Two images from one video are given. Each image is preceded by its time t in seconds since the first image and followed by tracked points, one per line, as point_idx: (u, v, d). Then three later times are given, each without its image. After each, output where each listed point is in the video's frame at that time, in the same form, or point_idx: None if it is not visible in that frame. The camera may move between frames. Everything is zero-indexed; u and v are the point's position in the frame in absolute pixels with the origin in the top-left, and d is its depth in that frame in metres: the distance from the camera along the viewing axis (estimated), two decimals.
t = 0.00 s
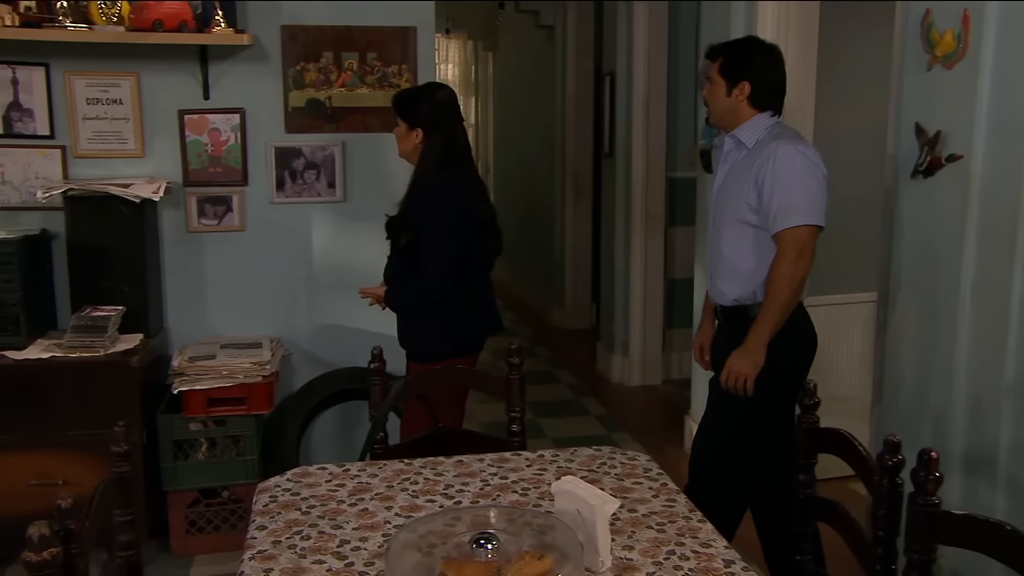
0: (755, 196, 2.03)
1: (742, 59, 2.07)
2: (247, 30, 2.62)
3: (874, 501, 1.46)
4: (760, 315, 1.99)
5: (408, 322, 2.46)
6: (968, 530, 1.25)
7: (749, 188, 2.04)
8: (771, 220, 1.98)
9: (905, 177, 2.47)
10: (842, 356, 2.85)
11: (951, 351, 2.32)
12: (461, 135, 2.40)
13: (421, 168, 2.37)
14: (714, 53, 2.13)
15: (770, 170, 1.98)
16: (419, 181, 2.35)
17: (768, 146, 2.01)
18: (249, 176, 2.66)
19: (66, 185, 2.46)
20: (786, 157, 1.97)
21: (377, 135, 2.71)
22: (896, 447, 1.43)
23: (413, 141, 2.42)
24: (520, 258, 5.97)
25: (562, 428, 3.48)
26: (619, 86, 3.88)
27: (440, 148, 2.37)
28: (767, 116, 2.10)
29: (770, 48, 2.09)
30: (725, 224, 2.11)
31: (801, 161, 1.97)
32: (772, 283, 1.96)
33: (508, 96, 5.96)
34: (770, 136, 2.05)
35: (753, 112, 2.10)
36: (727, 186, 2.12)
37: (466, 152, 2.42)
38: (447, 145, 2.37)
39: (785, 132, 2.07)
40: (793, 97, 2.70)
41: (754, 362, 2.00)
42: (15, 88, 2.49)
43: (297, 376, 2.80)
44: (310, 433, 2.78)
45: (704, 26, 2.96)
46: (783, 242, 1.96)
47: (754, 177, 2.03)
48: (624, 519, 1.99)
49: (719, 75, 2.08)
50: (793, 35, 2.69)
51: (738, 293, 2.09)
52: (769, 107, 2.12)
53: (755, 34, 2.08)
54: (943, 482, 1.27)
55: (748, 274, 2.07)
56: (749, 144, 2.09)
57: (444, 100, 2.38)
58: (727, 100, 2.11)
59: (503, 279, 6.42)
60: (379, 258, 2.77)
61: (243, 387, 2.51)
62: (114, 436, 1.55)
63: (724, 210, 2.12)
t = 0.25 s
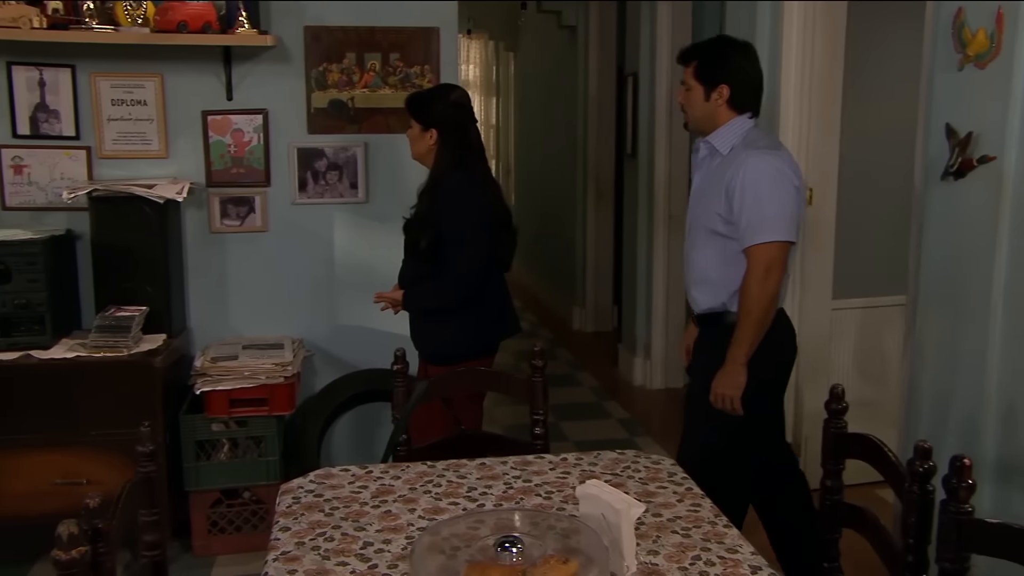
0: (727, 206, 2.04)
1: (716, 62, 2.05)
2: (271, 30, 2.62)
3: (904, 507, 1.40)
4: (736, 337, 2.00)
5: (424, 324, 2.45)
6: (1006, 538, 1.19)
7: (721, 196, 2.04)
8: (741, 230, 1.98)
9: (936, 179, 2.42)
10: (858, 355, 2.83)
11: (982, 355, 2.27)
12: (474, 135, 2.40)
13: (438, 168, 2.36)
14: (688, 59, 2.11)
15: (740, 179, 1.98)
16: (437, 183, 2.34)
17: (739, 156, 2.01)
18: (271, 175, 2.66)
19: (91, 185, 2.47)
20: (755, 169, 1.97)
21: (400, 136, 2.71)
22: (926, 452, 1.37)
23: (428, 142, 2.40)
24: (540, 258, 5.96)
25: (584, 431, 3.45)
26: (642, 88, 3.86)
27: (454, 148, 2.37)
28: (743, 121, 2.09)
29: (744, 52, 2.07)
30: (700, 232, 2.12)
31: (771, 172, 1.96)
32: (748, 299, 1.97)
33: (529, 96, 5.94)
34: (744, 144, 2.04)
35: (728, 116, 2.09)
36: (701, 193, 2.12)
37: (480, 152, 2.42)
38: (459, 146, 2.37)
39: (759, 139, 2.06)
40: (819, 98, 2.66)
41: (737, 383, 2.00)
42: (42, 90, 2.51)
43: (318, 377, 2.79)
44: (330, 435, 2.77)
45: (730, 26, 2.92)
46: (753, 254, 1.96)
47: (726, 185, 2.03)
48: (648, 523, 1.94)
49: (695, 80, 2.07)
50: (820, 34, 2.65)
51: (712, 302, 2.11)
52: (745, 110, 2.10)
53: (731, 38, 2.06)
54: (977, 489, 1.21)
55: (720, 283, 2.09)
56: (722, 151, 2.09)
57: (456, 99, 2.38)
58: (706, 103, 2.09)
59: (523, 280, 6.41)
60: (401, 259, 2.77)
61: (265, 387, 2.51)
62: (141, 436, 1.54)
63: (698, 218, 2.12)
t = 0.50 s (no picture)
0: (707, 207, 1.94)
1: (695, 62, 1.94)
2: (291, 31, 2.62)
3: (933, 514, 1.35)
4: (699, 338, 1.89)
5: (432, 324, 2.43)
6: None
7: (703, 196, 1.95)
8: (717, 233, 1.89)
9: (964, 181, 2.38)
10: (880, 356, 2.79)
11: (1010, 360, 2.22)
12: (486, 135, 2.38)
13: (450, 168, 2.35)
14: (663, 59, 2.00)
15: (719, 180, 1.88)
16: (449, 183, 2.33)
17: (721, 156, 1.91)
18: (291, 176, 2.66)
19: (113, 185, 2.47)
20: (735, 171, 1.87)
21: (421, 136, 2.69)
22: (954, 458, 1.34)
23: (439, 142, 2.38)
24: (558, 260, 5.94)
25: (604, 434, 3.43)
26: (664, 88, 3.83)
27: (466, 148, 2.35)
28: (729, 118, 1.98)
29: (727, 44, 1.95)
30: (683, 231, 2.04)
31: (751, 174, 1.86)
32: (712, 302, 1.88)
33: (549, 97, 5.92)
34: (727, 143, 1.94)
35: (715, 113, 1.99)
36: (687, 193, 2.03)
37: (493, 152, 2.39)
38: (470, 146, 2.34)
39: (744, 137, 1.96)
40: (844, 98, 2.62)
41: (693, 387, 1.88)
42: (64, 90, 2.52)
43: (337, 378, 2.78)
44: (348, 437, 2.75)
45: (753, 25, 2.89)
46: (728, 259, 1.87)
47: (706, 186, 1.93)
48: (670, 528, 1.83)
49: (679, 83, 1.96)
50: (845, 33, 2.61)
51: (692, 303, 2.04)
52: (732, 106, 2.00)
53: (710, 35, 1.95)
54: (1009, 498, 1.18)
55: (700, 285, 2.01)
56: (706, 149, 1.98)
57: (469, 102, 2.35)
58: (691, 105, 1.99)
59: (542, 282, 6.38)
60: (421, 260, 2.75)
61: (284, 388, 2.50)
62: (163, 436, 1.54)
63: (683, 217, 2.04)
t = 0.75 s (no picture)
0: (717, 209, 1.88)
1: (694, 60, 1.88)
2: (315, 31, 2.60)
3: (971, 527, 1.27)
4: (704, 331, 1.84)
5: (432, 323, 2.41)
6: None
7: (713, 199, 1.88)
8: (736, 237, 1.82)
9: (1002, 182, 2.31)
10: (913, 362, 2.72)
11: None
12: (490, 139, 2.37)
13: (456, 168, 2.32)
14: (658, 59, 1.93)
15: (735, 183, 1.82)
16: (452, 182, 2.31)
17: (733, 156, 1.84)
18: (314, 178, 2.64)
19: (136, 186, 2.47)
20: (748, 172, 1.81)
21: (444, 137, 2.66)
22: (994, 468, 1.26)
23: (445, 142, 2.38)
24: (580, 262, 5.89)
25: (628, 440, 3.39)
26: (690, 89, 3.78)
27: (468, 148, 2.33)
28: (731, 117, 1.92)
29: (721, 41, 1.90)
30: (685, 235, 1.96)
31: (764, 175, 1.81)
32: (722, 305, 1.81)
33: (571, 98, 5.89)
34: (737, 143, 1.88)
35: (716, 112, 1.92)
36: (690, 195, 1.95)
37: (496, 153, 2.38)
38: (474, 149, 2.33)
39: (751, 136, 1.90)
40: (875, 98, 2.57)
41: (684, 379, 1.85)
42: (88, 91, 2.51)
43: (358, 381, 2.76)
44: (371, 441, 2.73)
45: (782, 24, 2.82)
46: (741, 262, 1.81)
47: (718, 188, 1.87)
48: (698, 536, 1.74)
49: (677, 84, 1.89)
50: (876, 32, 2.55)
51: (698, 309, 1.97)
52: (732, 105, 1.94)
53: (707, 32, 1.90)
54: None
55: (706, 291, 1.94)
56: (711, 149, 1.91)
57: (477, 104, 2.34)
58: (693, 105, 1.92)
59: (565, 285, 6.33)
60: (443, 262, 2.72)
61: (306, 391, 2.48)
62: (187, 439, 1.52)
63: (685, 220, 1.96)
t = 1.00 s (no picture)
0: (723, 214, 1.88)
1: (690, 65, 1.87)
2: (336, 32, 2.58)
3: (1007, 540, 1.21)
4: (744, 352, 1.83)
5: (436, 323, 2.41)
6: None
7: (717, 204, 1.89)
8: (744, 243, 1.83)
9: None
10: (943, 368, 2.66)
11: None
12: (498, 138, 2.36)
13: (466, 169, 2.32)
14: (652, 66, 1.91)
15: (741, 188, 1.82)
16: (460, 183, 2.31)
17: (738, 161, 1.84)
18: (334, 179, 2.62)
19: (157, 188, 2.46)
20: (755, 176, 1.81)
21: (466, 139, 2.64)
22: None
23: (454, 142, 2.37)
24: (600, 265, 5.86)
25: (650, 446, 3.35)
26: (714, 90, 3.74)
27: (475, 149, 2.33)
28: (729, 120, 1.92)
29: (714, 44, 1.89)
30: (690, 241, 1.96)
31: (771, 178, 1.82)
32: (749, 312, 1.82)
33: (592, 99, 5.86)
34: (737, 147, 1.88)
35: (714, 117, 1.92)
36: (691, 201, 1.95)
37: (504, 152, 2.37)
38: (481, 148, 2.33)
39: (750, 138, 1.91)
40: (905, 99, 2.52)
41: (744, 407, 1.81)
42: (110, 92, 2.51)
43: (378, 385, 2.74)
44: (390, 446, 2.71)
45: (809, 23, 2.77)
46: (754, 268, 1.81)
47: (723, 193, 1.87)
48: (724, 544, 1.69)
49: (675, 91, 1.88)
50: (906, 32, 2.51)
51: (707, 315, 1.98)
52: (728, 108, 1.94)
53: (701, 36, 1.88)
54: None
55: (714, 296, 1.96)
56: (712, 153, 1.91)
57: (485, 104, 2.34)
58: (689, 110, 1.91)
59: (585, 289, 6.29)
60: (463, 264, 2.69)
61: (326, 394, 2.46)
62: (209, 441, 1.49)
63: (688, 225, 1.96)
